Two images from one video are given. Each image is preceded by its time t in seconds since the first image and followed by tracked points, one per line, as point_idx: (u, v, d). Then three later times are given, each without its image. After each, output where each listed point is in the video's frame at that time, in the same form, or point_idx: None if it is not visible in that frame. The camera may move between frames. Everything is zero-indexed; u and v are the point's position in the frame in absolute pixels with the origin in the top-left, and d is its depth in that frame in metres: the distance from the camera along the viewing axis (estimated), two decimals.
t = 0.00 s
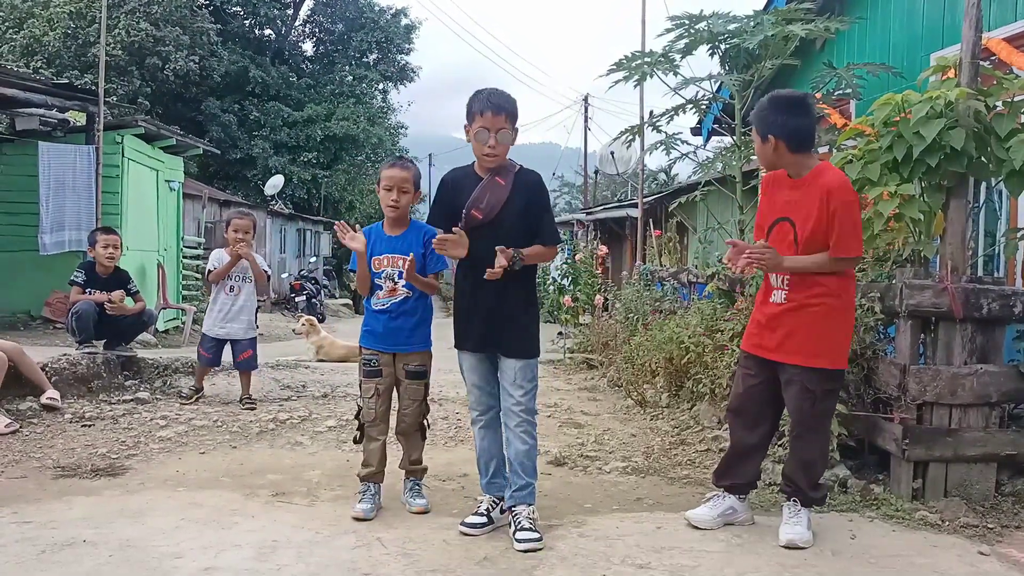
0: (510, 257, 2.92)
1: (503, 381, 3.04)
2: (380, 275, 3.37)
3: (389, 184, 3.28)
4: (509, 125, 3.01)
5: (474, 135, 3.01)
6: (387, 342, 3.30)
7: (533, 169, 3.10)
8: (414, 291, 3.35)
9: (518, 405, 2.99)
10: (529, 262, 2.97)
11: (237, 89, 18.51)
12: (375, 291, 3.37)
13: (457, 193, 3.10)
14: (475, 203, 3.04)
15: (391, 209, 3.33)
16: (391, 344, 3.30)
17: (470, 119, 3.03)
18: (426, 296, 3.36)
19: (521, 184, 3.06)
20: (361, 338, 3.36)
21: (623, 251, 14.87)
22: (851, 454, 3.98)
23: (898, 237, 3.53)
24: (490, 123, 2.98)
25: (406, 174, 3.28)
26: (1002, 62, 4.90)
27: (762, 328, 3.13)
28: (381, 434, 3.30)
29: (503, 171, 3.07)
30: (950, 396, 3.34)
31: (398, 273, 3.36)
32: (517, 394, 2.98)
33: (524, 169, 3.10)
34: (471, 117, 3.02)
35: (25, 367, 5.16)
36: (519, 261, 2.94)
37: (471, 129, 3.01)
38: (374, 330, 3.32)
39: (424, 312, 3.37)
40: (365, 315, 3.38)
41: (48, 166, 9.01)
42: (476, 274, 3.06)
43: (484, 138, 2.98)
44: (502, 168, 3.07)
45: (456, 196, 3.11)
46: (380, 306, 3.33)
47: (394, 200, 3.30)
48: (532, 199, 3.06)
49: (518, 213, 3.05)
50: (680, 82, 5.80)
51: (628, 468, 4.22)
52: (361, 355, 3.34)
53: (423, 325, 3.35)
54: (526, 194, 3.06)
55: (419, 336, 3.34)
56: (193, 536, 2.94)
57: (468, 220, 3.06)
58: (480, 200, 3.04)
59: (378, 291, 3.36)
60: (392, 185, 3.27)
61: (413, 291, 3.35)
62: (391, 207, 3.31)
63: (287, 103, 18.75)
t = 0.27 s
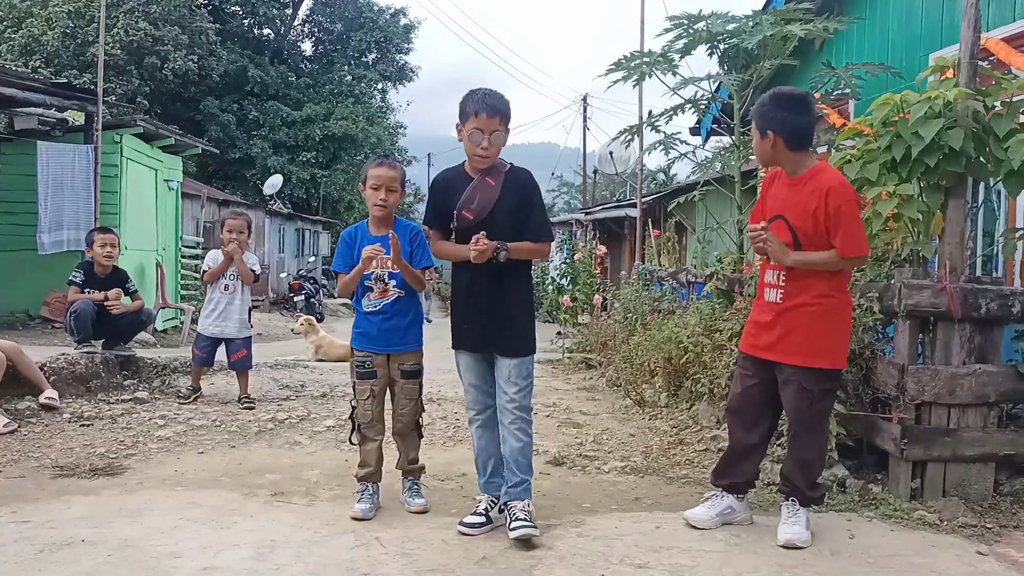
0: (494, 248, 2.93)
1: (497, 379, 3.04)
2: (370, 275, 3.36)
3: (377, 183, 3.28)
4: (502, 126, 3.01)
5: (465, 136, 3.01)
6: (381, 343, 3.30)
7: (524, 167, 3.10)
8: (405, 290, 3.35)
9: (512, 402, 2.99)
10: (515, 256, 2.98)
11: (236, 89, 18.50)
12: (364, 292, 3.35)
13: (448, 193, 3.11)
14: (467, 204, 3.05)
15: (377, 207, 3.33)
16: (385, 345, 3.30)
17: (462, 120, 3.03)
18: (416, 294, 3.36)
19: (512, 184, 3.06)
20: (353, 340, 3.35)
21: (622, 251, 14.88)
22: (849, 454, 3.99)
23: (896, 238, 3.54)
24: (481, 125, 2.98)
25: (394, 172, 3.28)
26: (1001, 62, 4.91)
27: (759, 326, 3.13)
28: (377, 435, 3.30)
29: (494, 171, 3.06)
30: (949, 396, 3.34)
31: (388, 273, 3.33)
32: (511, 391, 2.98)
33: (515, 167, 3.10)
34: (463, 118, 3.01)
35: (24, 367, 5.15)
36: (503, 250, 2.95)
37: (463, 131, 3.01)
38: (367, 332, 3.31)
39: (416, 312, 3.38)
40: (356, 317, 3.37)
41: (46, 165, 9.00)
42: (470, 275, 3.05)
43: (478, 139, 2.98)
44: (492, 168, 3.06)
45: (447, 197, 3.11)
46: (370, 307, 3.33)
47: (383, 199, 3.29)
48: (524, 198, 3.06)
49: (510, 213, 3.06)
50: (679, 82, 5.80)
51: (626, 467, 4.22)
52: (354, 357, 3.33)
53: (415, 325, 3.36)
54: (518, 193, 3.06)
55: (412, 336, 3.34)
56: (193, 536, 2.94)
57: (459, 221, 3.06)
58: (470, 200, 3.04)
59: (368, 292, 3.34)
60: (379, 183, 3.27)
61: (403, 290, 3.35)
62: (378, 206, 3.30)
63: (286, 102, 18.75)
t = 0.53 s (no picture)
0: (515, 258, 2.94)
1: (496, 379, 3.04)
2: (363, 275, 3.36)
3: (367, 180, 3.27)
4: (508, 124, 3.00)
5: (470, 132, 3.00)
6: (375, 342, 3.30)
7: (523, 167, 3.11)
8: (398, 289, 3.35)
9: (511, 402, 2.99)
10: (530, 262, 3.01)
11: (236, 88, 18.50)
12: (357, 292, 3.36)
13: (446, 191, 3.09)
14: (466, 202, 3.03)
15: (368, 206, 3.32)
16: (378, 345, 3.30)
17: (466, 116, 3.01)
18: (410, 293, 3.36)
19: (512, 183, 3.07)
20: (347, 340, 3.36)
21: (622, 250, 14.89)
22: (849, 454, 3.99)
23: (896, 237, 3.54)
24: (487, 122, 2.96)
25: (385, 171, 3.28)
26: (1001, 62, 4.90)
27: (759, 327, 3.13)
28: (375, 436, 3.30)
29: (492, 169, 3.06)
30: (949, 396, 3.34)
31: (381, 273, 3.36)
32: (510, 391, 2.99)
33: (514, 167, 3.10)
34: (469, 115, 2.99)
35: (24, 366, 5.15)
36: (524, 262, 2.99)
37: (469, 126, 2.99)
38: (362, 332, 3.31)
39: (409, 310, 3.38)
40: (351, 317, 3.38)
41: (46, 165, 9.00)
42: (470, 274, 3.06)
43: (486, 136, 2.96)
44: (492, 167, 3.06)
45: (445, 195, 3.09)
46: (363, 306, 3.33)
47: (372, 198, 3.29)
48: (523, 198, 3.07)
49: (509, 213, 3.07)
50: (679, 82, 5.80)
51: (626, 467, 4.22)
52: (349, 358, 3.34)
53: (409, 323, 3.36)
54: (518, 193, 3.07)
55: (406, 334, 3.34)
56: (192, 536, 2.94)
57: (458, 220, 3.04)
58: (470, 199, 3.03)
59: (361, 291, 3.35)
60: (369, 180, 3.26)
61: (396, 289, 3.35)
62: (369, 204, 3.30)
63: (286, 102, 18.75)
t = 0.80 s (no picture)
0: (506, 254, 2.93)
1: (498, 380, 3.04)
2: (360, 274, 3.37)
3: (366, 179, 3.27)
4: (508, 132, 2.99)
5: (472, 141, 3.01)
6: (373, 342, 3.30)
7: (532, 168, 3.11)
8: (395, 288, 3.35)
9: (514, 404, 3.00)
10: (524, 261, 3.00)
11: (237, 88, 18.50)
12: (354, 291, 3.37)
13: (454, 192, 3.10)
14: (475, 205, 3.04)
15: (366, 204, 3.32)
16: (376, 344, 3.30)
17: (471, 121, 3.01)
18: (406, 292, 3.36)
19: (519, 185, 3.06)
20: (346, 340, 3.37)
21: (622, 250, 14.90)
22: (850, 453, 3.99)
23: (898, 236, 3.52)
24: (488, 130, 2.96)
25: (384, 169, 3.28)
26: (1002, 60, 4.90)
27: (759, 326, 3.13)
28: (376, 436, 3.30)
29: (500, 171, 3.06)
30: (950, 395, 3.34)
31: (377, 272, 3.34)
32: (514, 392, 2.99)
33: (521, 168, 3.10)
34: (470, 122, 3.00)
35: (25, 366, 5.16)
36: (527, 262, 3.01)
37: (471, 135, 2.99)
38: (361, 332, 3.32)
39: (407, 309, 3.37)
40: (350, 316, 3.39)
41: (47, 164, 9.01)
42: (475, 275, 3.05)
43: (483, 145, 2.97)
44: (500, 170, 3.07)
45: (453, 196, 3.10)
46: (360, 305, 3.34)
47: (371, 195, 3.28)
48: (530, 200, 3.06)
49: (516, 214, 3.06)
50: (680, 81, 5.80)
51: (628, 467, 4.22)
52: (348, 358, 3.35)
53: (407, 322, 3.35)
54: (526, 195, 3.07)
55: (404, 333, 3.34)
56: (193, 535, 2.94)
57: (465, 221, 3.05)
58: (478, 202, 3.04)
59: (358, 290, 3.35)
60: (369, 178, 3.26)
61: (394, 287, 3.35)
62: (367, 202, 3.29)
63: (287, 101, 18.76)
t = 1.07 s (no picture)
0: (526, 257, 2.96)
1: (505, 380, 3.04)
2: (369, 272, 3.36)
3: (380, 178, 3.28)
4: (531, 128, 2.98)
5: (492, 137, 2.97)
6: (381, 340, 3.30)
7: (543, 170, 3.12)
8: (405, 287, 3.34)
9: (519, 404, 2.99)
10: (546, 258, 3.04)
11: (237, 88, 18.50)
12: (364, 290, 3.37)
13: (464, 189, 3.10)
14: (485, 204, 3.03)
15: (381, 203, 3.32)
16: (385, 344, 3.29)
17: (492, 117, 2.97)
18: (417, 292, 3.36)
19: (532, 185, 3.08)
20: (354, 338, 3.36)
21: (623, 250, 14.90)
22: (852, 452, 3.98)
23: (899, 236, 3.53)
24: (511, 126, 2.94)
25: (397, 169, 3.28)
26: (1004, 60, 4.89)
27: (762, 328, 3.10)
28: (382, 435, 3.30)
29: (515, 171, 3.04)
30: (953, 394, 3.34)
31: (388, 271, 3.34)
32: (518, 393, 2.98)
33: (534, 170, 3.11)
34: (492, 118, 2.96)
35: (27, 365, 5.17)
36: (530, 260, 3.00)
37: (493, 130, 2.96)
38: (369, 330, 3.31)
39: (417, 309, 3.37)
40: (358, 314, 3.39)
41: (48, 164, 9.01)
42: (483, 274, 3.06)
43: (506, 141, 2.93)
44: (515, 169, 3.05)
45: (463, 194, 3.10)
46: (369, 303, 3.34)
47: (388, 194, 3.29)
48: (541, 202, 3.10)
49: (527, 214, 3.08)
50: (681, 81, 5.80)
51: (629, 467, 4.21)
52: (355, 356, 3.34)
53: (417, 321, 3.35)
54: (536, 196, 3.09)
55: (414, 333, 3.33)
56: (195, 535, 2.94)
57: (475, 219, 3.05)
58: (490, 201, 3.03)
59: (367, 288, 3.35)
60: (383, 177, 3.27)
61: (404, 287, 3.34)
62: (381, 201, 3.30)
63: (288, 101, 18.77)
